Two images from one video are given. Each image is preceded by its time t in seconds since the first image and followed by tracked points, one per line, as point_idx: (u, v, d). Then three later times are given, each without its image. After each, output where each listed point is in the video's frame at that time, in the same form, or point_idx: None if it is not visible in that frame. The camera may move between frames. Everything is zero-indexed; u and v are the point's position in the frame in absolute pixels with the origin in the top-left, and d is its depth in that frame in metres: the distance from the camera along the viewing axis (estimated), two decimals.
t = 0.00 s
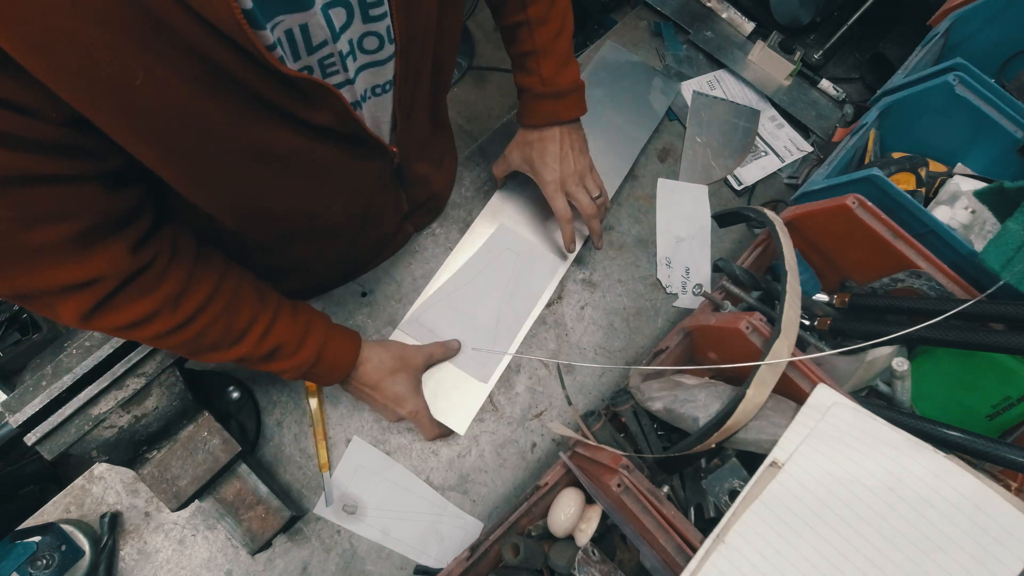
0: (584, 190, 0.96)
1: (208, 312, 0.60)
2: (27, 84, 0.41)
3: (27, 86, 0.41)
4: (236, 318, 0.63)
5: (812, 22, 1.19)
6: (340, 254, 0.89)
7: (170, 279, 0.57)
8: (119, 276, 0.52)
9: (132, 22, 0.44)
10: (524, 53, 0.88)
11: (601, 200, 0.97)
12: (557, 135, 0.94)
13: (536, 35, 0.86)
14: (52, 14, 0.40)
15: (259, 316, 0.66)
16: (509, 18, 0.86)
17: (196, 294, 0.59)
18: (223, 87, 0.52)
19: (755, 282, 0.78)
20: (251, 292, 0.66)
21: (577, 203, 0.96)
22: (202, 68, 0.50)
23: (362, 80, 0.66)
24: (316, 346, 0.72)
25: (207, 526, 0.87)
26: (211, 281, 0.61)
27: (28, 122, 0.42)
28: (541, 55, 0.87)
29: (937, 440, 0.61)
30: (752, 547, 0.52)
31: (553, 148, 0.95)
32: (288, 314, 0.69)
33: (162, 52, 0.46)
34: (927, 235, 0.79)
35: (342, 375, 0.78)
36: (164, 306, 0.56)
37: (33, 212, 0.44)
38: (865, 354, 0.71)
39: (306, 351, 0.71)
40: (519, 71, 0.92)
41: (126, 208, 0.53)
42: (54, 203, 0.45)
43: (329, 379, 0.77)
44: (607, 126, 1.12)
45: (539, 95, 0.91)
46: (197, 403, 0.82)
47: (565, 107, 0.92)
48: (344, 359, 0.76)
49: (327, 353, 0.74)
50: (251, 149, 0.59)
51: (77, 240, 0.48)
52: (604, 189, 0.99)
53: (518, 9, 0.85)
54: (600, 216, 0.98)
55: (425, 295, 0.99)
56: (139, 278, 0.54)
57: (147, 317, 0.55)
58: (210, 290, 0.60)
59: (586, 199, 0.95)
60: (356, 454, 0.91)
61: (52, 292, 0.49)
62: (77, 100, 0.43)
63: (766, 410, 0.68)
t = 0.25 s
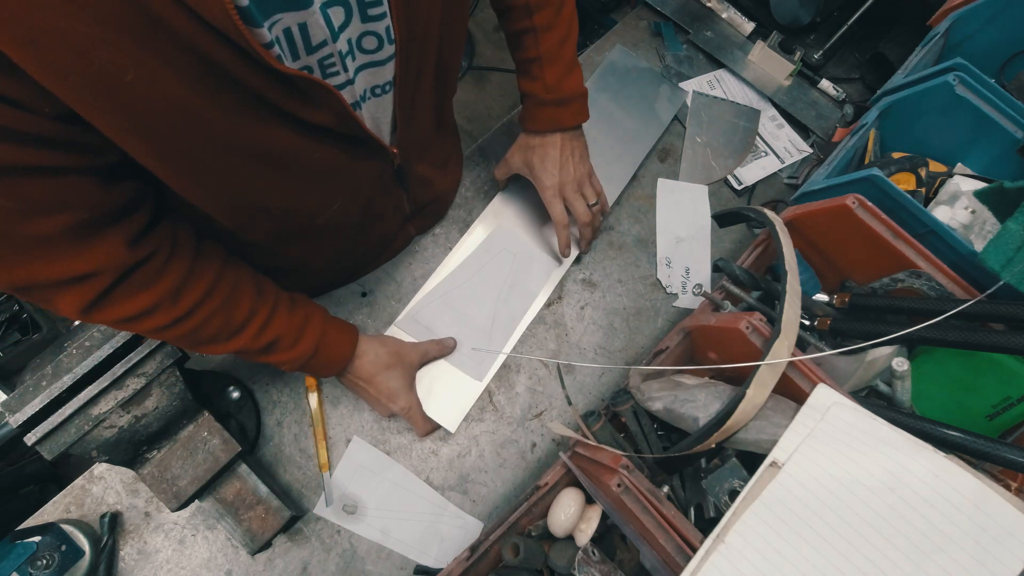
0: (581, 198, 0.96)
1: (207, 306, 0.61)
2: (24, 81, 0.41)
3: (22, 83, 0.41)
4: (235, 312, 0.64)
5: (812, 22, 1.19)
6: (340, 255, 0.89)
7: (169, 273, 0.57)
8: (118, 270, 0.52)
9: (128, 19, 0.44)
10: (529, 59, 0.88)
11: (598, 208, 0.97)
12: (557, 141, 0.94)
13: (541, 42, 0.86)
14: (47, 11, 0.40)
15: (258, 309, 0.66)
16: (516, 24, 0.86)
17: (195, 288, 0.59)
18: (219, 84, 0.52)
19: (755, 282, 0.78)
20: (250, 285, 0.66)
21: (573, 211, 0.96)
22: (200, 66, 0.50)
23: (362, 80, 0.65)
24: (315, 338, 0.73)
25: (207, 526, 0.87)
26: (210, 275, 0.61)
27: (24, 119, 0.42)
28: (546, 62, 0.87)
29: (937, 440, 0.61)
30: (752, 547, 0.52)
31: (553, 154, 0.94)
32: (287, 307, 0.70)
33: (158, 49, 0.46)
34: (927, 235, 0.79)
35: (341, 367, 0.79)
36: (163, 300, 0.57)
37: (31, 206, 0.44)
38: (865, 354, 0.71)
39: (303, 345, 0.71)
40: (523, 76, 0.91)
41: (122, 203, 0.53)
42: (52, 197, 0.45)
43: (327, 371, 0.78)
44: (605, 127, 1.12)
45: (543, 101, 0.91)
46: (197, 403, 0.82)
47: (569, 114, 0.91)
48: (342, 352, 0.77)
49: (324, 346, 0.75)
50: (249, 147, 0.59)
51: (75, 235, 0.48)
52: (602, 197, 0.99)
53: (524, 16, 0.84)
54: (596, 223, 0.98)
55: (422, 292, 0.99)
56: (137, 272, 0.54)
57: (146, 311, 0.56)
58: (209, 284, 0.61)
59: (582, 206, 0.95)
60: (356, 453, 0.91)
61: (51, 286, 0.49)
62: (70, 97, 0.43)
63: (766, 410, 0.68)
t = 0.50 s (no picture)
0: (579, 201, 0.96)
1: (209, 306, 0.61)
2: (25, 80, 0.41)
3: (24, 83, 0.41)
4: (238, 312, 0.64)
5: (812, 22, 1.19)
6: (340, 255, 0.89)
7: (172, 273, 0.57)
8: (120, 271, 0.52)
9: (130, 20, 0.44)
10: (529, 62, 0.88)
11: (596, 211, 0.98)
12: (557, 144, 0.94)
13: (542, 45, 0.86)
14: (50, 11, 0.40)
15: (260, 308, 0.66)
16: (517, 27, 0.86)
17: (198, 288, 0.59)
18: (221, 86, 0.52)
19: (754, 282, 0.78)
20: (252, 284, 0.66)
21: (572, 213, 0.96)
22: (202, 67, 0.49)
23: (365, 82, 0.65)
24: (317, 337, 0.73)
25: (207, 526, 0.87)
26: (212, 275, 0.61)
27: (23, 118, 0.42)
28: (546, 66, 0.87)
29: (937, 440, 0.61)
30: (753, 548, 0.52)
31: (553, 155, 0.94)
32: (289, 306, 0.70)
33: (160, 50, 0.46)
34: (927, 235, 0.79)
35: (343, 365, 0.79)
36: (166, 300, 0.57)
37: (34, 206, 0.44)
38: (865, 354, 0.70)
39: (305, 344, 0.71)
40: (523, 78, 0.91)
41: (125, 202, 0.53)
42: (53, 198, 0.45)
43: (329, 369, 0.78)
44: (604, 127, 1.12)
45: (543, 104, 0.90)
46: (197, 403, 0.82)
47: (568, 117, 0.91)
48: (344, 351, 0.77)
49: (326, 345, 0.75)
50: (251, 149, 0.59)
51: (79, 235, 0.48)
52: (600, 198, 1.00)
53: (524, 19, 0.84)
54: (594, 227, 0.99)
55: (421, 291, 0.99)
56: (140, 273, 0.54)
57: (149, 311, 0.56)
58: (212, 283, 0.61)
59: (581, 208, 0.96)
60: (356, 453, 0.91)
61: (55, 288, 0.49)
62: (70, 97, 0.43)
63: (766, 410, 0.67)
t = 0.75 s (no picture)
0: (576, 202, 0.96)
1: (211, 306, 0.61)
2: (27, 82, 0.41)
3: (26, 84, 0.41)
4: (239, 312, 0.63)
5: (812, 22, 1.19)
6: (340, 255, 0.89)
7: (173, 273, 0.57)
8: (121, 271, 0.52)
9: (132, 21, 0.43)
10: (525, 65, 0.88)
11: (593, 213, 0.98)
12: (553, 147, 0.94)
13: (540, 48, 0.86)
14: (53, 14, 0.40)
15: (261, 308, 0.66)
16: (514, 30, 0.86)
17: (199, 288, 0.59)
18: (223, 86, 0.52)
19: (754, 282, 0.78)
20: (253, 284, 0.66)
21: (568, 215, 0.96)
22: (204, 69, 0.49)
23: (366, 83, 0.65)
24: (317, 337, 0.73)
25: (207, 526, 0.87)
26: (214, 275, 0.61)
27: (25, 121, 0.42)
28: (543, 69, 0.87)
29: (937, 440, 0.61)
30: (753, 548, 0.52)
31: (549, 158, 0.94)
32: (289, 305, 0.70)
33: (162, 51, 0.46)
34: (927, 235, 0.79)
35: (343, 365, 0.79)
36: (167, 301, 0.57)
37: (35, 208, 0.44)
38: (864, 354, 0.70)
39: (306, 343, 0.72)
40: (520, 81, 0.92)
41: (127, 203, 0.53)
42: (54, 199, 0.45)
43: (329, 369, 0.78)
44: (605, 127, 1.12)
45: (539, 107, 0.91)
46: (197, 403, 0.82)
47: (565, 119, 0.92)
48: (344, 350, 0.77)
49: (327, 344, 0.75)
50: (253, 150, 0.59)
51: (81, 236, 0.48)
52: (597, 198, 1.00)
53: (523, 22, 0.84)
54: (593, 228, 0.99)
55: (420, 292, 0.98)
56: (142, 273, 0.54)
57: (150, 311, 0.56)
58: (213, 283, 0.61)
59: (577, 209, 0.96)
60: (356, 454, 0.91)
61: (56, 288, 0.49)
62: (71, 98, 0.43)
63: (766, 410, 0.67)
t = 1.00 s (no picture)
0: (569, 208, 0.96)
1: (209, 306, 0.61)
2: (27, 82, 0.41)
3: (25, 84, 0.41)
4: (238, 312, 0.64)
5: (812, 22, 1.19)
6: (340, 255, 0.89)
7: (172, 273, 0.57)
8: (120, 271, 0.52)
9: (133, 22, 0.43)
10: (520, 70, 0.88)
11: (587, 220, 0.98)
12: (546, 152, 0.94)
13: (535, 55, 0.86)
14: (53, 15, 0.40)
15: (260, 308, 0.66)
16: (510, 36, 0.86)
17: (198, 288, 0.59)
18: (223, 87, 0.52)
19: (754, 282, 0.78)
20: (252, 284, 0.66)
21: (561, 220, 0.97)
22: (205, 69, 0.49)
23: (366, 83, 0.65)
24: (317, 337, 0.73)
25: (207, 526, 0.87)
26: (213, 275, 0.61)
27: (24, 121, 0.41)
28: (538, 75, 0.87)
29: (936, 440, 0.61)
30: (753, 548, 0.52)
31: (541, 164, 0.95)
32: (289, 305, 0.70)
33: (163, 52, 0.46)
34: (927, 235, 0.79)
35: (342, 365, 0.79)
36: (166, 301, 0.57)
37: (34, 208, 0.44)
38: (864, 354, 0.71)
39: (305, 343, 0.71)
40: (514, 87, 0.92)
41: (126, 204, 0.53)
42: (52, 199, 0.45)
43: (328, 369, 0.78)
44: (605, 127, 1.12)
45: (530, 112, 0.91)
46: (197, 403, 0.82)
47: (557, 125, 0.92)
48: (344, 350, 0.77)
49: (326, 344, 0.75)
50: (253, 150, 0.59)
51: (81, 235, 0.49)
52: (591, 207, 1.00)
53: (518, 28, 0.84)
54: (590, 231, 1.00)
55: (419, 292, 0.99)
56: (141, 273, 0.54)
57: (149, 311, 0.56)
58: (212, 283, 0.61)
59: (570, 216, 0.96)
60: (356, 454, 0.91)
61: (54, 288, 0.49)
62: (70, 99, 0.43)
63: (766, 410, 0.67)
